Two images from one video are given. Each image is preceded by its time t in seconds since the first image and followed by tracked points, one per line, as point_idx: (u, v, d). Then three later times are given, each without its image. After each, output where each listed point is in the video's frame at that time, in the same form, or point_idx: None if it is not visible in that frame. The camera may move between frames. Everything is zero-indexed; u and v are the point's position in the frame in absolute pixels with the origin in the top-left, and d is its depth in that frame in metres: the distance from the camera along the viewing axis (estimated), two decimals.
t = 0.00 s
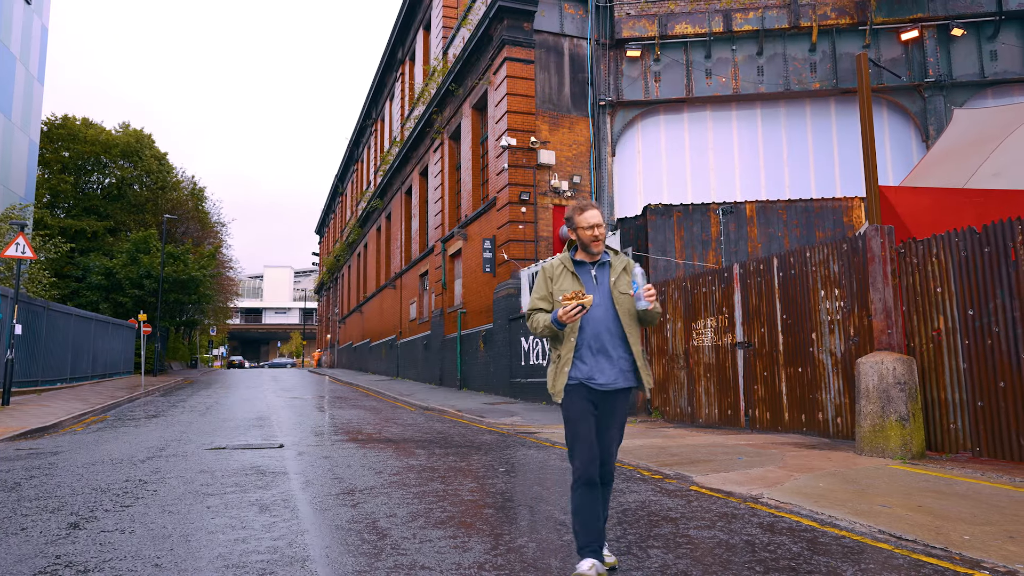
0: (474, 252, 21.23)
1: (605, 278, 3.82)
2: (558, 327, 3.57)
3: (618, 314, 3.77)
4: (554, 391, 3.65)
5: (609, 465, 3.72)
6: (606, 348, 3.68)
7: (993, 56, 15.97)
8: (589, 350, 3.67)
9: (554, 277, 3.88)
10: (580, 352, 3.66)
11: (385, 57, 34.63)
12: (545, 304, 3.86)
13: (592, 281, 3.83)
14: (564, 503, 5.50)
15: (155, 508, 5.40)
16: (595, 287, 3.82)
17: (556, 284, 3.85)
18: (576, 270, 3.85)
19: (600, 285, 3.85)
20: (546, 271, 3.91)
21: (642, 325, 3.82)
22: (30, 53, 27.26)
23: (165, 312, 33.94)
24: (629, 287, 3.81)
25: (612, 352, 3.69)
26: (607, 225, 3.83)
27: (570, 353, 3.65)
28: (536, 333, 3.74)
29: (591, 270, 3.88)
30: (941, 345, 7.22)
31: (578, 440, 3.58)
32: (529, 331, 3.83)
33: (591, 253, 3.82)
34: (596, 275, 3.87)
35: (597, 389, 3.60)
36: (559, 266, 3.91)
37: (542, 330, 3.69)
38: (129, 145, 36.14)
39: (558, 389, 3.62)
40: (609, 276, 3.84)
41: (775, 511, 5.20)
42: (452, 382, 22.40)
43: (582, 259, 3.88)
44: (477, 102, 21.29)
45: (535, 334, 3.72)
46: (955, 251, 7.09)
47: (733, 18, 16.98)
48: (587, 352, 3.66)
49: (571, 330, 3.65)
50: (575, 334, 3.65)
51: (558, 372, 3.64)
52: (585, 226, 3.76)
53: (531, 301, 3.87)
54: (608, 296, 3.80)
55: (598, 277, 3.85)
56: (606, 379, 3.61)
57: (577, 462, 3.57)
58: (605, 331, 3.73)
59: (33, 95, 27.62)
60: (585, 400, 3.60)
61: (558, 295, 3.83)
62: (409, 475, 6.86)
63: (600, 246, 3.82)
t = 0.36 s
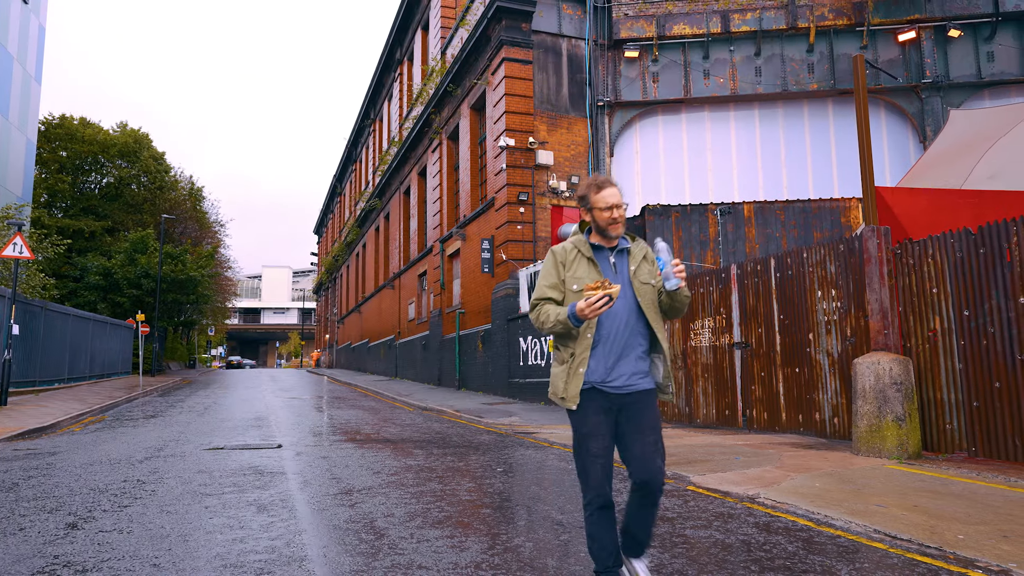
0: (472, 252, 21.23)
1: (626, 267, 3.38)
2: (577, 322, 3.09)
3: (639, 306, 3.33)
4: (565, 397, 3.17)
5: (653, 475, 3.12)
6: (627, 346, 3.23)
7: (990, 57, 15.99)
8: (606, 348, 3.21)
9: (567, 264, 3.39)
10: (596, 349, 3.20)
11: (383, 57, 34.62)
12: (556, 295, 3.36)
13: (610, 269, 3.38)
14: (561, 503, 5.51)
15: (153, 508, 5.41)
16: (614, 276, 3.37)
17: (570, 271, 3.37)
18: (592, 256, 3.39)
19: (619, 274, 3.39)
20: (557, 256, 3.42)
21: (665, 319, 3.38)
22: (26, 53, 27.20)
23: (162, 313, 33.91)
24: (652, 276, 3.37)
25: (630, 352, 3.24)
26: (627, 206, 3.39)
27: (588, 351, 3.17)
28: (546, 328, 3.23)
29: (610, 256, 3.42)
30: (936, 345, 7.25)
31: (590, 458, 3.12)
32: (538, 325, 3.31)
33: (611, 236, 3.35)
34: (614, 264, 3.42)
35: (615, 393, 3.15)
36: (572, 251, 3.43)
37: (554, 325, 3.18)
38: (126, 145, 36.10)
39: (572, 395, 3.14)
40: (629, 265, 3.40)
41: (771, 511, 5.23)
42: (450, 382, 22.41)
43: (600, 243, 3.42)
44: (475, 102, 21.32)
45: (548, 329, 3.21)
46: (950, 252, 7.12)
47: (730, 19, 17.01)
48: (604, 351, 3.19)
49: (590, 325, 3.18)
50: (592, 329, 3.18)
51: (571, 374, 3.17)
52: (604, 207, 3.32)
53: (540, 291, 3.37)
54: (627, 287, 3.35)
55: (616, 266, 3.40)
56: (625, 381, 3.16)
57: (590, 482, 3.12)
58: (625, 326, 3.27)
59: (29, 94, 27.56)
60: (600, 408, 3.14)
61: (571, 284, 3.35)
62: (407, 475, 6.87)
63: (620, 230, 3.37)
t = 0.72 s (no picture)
0: (470, 252, 21.23)
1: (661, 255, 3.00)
2: (603, 315, 2.73)
3: (676, 302, 2.94)
4: (594, 410, 2.79)
5: (689, 512, 2.69)
6: (665, 349, 2.85)
7: (986, 58, 16.03)
8: (641, 352, 2.84)
9: (592, 254, 3.03)
10: (629, 352, 2.84)
11: (381, 57, 34.64)
12: (579, 290, 2.99)
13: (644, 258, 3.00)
14: (558, 503, 5.53)
15: (150, 508, 5.42)
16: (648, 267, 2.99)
17: (597, 262, 3.01)
18: (622, 245, 3.02)
19: (652, 264, 3.01)
20: (581, 244, 3.06)
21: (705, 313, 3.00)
22: (23, 53, 27.16)
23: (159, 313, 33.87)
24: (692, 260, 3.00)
25: (670, 354, 2.85)
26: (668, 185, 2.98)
27: (620, 351, 2.81)
28: (570, 325, 2.87)
29: (642, 245, 3.04)
30: (931, 345, 7.29)
31: (613, 482, 2.74)
32: (559, 323, 2.94)
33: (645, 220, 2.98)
34: (648, 252, 3.04)
35: (653, 405, 2.75)
36: (599, 239, 3.06)
37: (578, 320, 2.82)
38: (124, 145, 36.06)
39: (602, 408, 2.77)
40: (665, 255, 3.01)
41: (766, 511, 5.25)
42: (448, 382, 22.41)
43: (630, 229, 3.06)
44: (473, 103, 21.33)
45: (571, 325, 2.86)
46: (945, 253, 7.16)
47: (728, 20, 17.06)
48: (638, 354, 2.82)
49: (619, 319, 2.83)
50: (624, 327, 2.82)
51: (601, 383, 2.80)
52: (642, 186, 2.90)
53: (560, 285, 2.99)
54: (662, 278, 2.97)
55: (650, 254, 3.02)
56: (665, 391, 2.77)
57: (611, 510, 2.76)
58: (662, 327, 2.89)
59: (26, 94, 27.50)
60: (636, 424, 2.75)
61: (597, 276, 2.99)
62: (404, 475, 6.89)
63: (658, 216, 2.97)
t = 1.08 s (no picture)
0: (466, 252, 21.23)
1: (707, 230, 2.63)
2: (637, 299, 2.38)
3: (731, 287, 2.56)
4: (626, 417, 2.44)
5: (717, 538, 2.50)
6: (715, 347, 2.46)
7: (979, 59, 16.12)
8: (690, 350, 2.46)
9: (625, 234, 2.66)
10: (671, 349, 2.46)
11: (378, 57, 34.63)
12: (610, 276, 2.62)
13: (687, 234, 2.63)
14: (554, 503, 5.54)
15: (146, 508, 5.43)
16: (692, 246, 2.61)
17: (630, 242, 2.64)
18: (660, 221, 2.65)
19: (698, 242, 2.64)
20: (611, 223, 2.70)
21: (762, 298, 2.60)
22: (19, 52, 27.08)
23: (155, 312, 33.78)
24: (746, 232, 2.61)
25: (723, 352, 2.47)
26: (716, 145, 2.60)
27: (656, 347, 2.44)
28: (599, 316, 2.51)
29: (685, 219, 2.67)
30: (925, 345, 7.33)
31: (678, 510, 2.32)
32: (586, 314, 2.59)
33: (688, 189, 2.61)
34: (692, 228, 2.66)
35: (704, 415, 2.38)
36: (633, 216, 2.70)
37: (607, 309, 2.46)
38: (120, 144, 35.96)
39: (634, 418, 2.41)
40: (712, 230, 2.64)
41: (761, 510, 5.28)
42: (444, 382, 22.41)
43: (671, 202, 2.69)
44: (469, 103, 21.35)
45: (599, 315, 2.50)
46: (939, 253, 7.20)
47: (724, 21, 17.13)
48: (684, 353, 2.45)
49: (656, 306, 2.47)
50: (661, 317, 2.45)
51: (634, 387, 2.44)
52: (685, 146, 2.53)
53: (587, 270, 2.63)
54: (711, 259, 2.59)
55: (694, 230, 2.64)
56: (716, 398, 2.39)
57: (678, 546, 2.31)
58: (713, 318, 2.49)
59: (22, 94, 27.42)
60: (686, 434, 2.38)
61: (631, 258, 2.61)
62: (401, 475, 6.91)
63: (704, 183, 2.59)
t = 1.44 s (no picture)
0: (461, 252, 21.25)
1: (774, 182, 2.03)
2: (708, 262, 1.76)
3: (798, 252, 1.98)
4: (687, 424, 1.85)
5: None
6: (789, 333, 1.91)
7: (973, 61, 16.21)
8: (758, 336, 1.90)
9: (673, 189, 2.00)
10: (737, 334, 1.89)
11: (373, 57, 34.59)
12: (655, 243, 1.95)
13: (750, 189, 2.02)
14: (548, 503, 5.56)
15: (140, 509, 5.42)
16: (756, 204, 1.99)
17: (680, 201, 1.99)
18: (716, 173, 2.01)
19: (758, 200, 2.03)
20: (655, 177, 2.03)
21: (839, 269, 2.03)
22: (12, 51, 26.94)
23: (149, 312, 33.68)
24: (812, 188, 2.05)
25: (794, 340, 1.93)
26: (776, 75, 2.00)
27: (724, 331, 1.86)
28: (647, 290, 1.85)
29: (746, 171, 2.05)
30: (918, 346, 7.36)
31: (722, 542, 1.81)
32: (626, 292, 1.93)
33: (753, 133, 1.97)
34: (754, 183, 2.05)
35: (775, 416, 1.84)
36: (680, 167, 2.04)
37: (665, 277, 1.81)
38: (114, 143, 35.84)
39: (699, 423, 1.83)
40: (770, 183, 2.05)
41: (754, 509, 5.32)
42: (439, 382, 22.42)
43: (729, 151, 2.04)
44: (464, 103, 21.36)
45: (647, 291, 1.86)
46: (932, 254, 7.25)
47: (719, 22, 17.09)
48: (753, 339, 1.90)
49: (720, 277, 1.89)
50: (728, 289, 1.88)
51: (697, 385, 1.85)
52: (746, 72, 1.93)
53: (625, 235, 1.96)
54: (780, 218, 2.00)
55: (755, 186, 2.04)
56: (792, 395, 1.85)
57: None
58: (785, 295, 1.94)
59: (16, 93, 27.27)
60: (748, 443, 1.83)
61: (685, 220, 1.97)
62: (396, 476, 6.92)
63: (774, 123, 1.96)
